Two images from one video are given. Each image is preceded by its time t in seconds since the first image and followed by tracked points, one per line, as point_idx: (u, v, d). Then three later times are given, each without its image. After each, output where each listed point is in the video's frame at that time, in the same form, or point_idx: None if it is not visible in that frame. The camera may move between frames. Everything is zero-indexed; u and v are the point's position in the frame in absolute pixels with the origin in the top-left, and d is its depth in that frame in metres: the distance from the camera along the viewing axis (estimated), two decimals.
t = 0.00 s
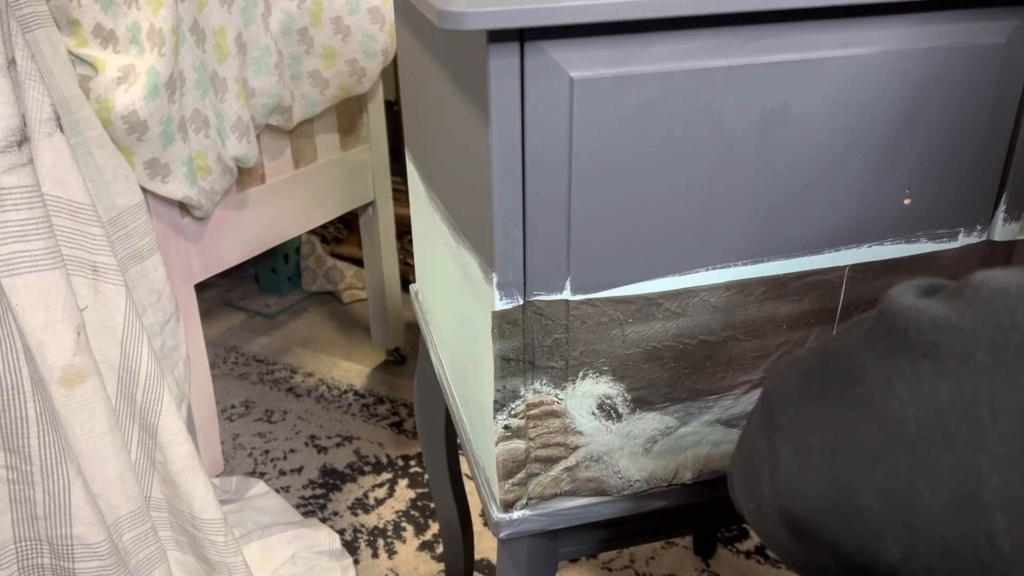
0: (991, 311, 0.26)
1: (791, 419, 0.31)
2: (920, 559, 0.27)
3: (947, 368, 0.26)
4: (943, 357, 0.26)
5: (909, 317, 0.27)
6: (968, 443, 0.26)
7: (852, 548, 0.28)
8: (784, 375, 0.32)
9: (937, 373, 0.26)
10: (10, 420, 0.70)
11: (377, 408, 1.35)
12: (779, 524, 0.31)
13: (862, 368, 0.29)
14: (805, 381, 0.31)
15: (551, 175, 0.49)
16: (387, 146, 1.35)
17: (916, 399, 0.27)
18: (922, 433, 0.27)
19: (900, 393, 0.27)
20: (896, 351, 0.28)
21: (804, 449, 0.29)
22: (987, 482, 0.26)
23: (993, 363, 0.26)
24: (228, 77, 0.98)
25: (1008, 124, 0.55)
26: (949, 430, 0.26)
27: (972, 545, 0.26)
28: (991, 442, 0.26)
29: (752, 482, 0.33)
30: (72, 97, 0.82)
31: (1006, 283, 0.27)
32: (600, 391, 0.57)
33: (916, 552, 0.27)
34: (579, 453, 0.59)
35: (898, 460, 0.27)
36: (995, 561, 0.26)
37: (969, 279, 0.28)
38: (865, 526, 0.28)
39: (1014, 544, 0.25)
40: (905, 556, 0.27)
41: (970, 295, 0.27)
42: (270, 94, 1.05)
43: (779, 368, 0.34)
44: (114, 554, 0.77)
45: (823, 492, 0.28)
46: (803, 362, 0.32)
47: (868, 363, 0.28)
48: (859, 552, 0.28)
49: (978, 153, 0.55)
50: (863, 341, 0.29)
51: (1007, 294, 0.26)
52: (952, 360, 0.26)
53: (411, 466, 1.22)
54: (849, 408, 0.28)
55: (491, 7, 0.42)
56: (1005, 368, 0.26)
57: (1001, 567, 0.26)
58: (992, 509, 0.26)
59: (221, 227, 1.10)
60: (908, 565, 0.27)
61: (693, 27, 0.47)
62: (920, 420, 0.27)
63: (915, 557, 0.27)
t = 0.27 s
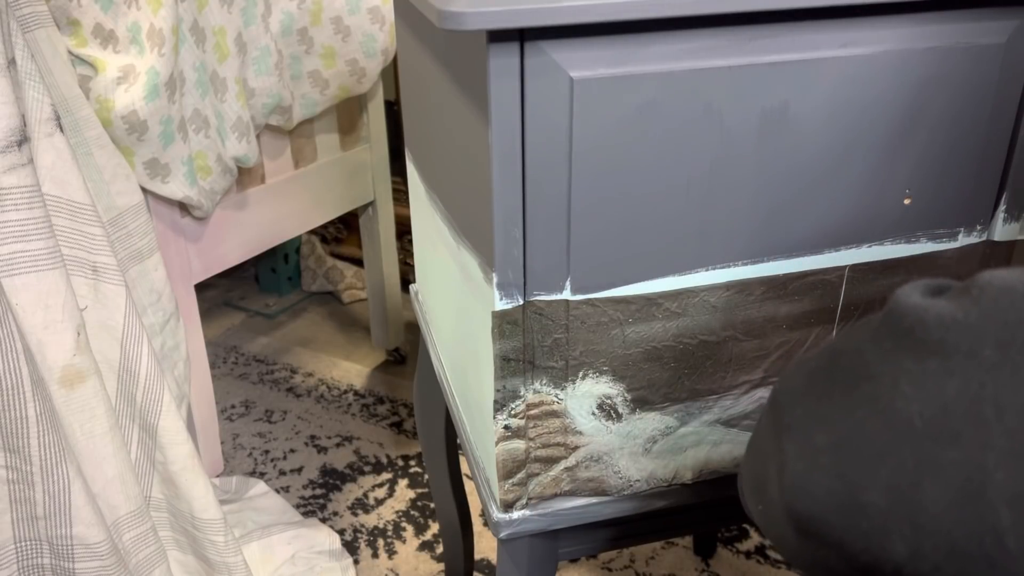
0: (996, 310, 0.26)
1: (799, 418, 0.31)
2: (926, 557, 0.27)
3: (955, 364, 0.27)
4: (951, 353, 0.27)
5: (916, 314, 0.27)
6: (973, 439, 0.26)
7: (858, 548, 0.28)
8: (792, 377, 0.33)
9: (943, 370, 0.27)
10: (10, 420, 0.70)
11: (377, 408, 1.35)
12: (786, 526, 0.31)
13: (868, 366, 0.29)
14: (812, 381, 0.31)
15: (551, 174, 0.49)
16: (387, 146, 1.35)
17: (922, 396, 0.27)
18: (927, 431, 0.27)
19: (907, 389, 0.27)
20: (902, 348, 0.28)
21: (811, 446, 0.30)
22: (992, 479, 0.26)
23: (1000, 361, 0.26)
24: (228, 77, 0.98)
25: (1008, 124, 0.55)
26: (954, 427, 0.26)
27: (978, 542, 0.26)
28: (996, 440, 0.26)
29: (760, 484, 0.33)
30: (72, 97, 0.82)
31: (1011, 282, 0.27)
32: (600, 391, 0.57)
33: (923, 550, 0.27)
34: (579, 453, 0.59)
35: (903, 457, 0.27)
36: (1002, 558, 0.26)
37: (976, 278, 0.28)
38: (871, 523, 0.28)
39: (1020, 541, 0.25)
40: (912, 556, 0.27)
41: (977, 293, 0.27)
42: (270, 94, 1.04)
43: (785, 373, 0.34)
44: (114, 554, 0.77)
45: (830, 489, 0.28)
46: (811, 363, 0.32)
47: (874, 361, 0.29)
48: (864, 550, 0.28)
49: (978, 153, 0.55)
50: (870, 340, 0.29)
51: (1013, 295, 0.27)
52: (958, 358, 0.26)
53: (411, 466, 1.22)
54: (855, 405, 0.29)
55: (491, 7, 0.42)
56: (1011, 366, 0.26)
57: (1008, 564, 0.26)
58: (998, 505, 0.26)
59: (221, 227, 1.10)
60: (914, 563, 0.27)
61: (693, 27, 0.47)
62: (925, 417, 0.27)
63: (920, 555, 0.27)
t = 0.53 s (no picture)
0: (998, 314, 0.26)
1: (800, 423, 0.33)
2: (932, 563, 0.27)
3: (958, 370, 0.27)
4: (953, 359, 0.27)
5: (918, 320, 0.28)
6: (977, 445, 0.26)
7: (864, 553, 0.29)
8: (794, 382, 0.34)
9: (946, 376, 0.27)
10: (10, 420, 0.70)
11: (377, 408, 1.35)
12: (788, 529, 0.33)
13: (873, 373, 0.30)
14: (813, 388, 0.33)
15: (551, 174, 0.49)
16: (387, 146, 1.35)
17: (926, 403, 0.27)
18: (932, 437, 0.27)
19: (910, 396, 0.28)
20: (905, 355, 0.28)
21: (816, 453, 0.31)
22: (998, 486, 0.26)
23: (1006, 366, 0.26)
24: (228, 77, 0.98)
25: (1007, 124, 0.55)
26: (958, 433, 0.27)
27: (983, 550, 0.26)
28: (1002, 446, 0.26)
29: (759, 488, 0.35)
30: (72, 97, 0.82)
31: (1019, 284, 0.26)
32: (600, 391, 0.57)
33: (928, 557, 0.27)
34: (579, 453, 0.59)
35: (908, 464, 0.28)
36: (1007, 567, 0.25)
37: (978, 281, 0.28)
38: (876, 529, 0.29)
39: None
40: (917, 561, 0.28)
41: (980, 297, 0.27)
42: (270, 94, 1.04)
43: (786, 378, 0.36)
44: (114, 553, 0.77)
45: (834, 494, 0.30)
46: (813, 368, 0.34)
47: (878, 368, 0.29)
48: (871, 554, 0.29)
49: (978, 153, 0.55)
50: (872, 347, 0.30)
51: (1018, 297, 0.26)
52: (961, 363, 0.27)
53: (411, 466, 1.22)
54: (858, 412, 0.30)
55: (491, 7, 0.42)
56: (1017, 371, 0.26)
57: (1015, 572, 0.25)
58: (1003, 512, 0.25)
59: (221, 227, 1.10)
60: (920, 569, 0.28)
61: (693, 28, 0.47)
62: (930, 423, 0.27)
63: (926, 561, 0.27)
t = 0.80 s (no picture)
0: (1006, 318, 0.26)
1: (803, 426, 0.32)
2: (937, 563, 0.27)
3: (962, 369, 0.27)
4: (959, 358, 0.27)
5: (922, 320, 0.28)
6: (983, 446, 0.26)
7: (866, 555, 0.29)
8: (797, 384, 0.34)
9: (951, 376, 0.27)
10: (10, 420, 0.70)
11: (377, 408, 1.35)
12: (791, 531, 0.33)
13: (875, 372, 0.30)
14: (814, 388, 0.33)
15: (552, 174, 0.49)
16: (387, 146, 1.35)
17: (930, 403, 0.27)
18: (936, 438, 0.27)
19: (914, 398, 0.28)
20: (909, 355, 0.28)
21: (818, 455, 0.31)
22: (1002, 488, 0.26)
23: (1012, 366, 0.26)
24: (228, 77, 0.98)
25: (1008, 124, 0.55)
26: (962, 434, 0.27)
27: (989, 550, 0.26)
28: (1008, 444, 0.26)
29: (761, 491, 0.35)
30: (72, 97, 0.82)
31: None
32: (600, 391, 0.57)
33: (933, 556, 0.27)
34: (580, 453, 0.59)
35: (910, 465, 0.28)
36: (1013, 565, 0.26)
37: (984, 284, 0.28)
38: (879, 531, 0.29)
39: None
40: (922, 561, 0.28)
41: (986, 297, 0.27)
42: (270, 94, 1.04)
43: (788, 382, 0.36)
44: (114, 553, 0.77)
45: (837, 497, 0.30)
46: (816, 370, 0.33)
47: (881, 369, 0.29)
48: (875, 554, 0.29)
49: (978, 153, 0.55)
50: (875, 347, 0.30)
51: None
52: (967, 362, 0.27)
53: (411, 466, 1.22)
54: (861, 413, 0.30)
55: (491, 7, 0.42)
56: None
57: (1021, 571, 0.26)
58: (1010, 513, 0.26)
59: (221, 227, 1.10)
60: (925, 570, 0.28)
61: (693, 28, 0.47)
62: (934, 424, 0.27)
63: (931, 561, 0.28)
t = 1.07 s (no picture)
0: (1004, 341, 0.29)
1: (805, 444, 0.36)
2: None
3: (963, 394, 0.29)
4: (958, 383, 0.29)
5: (920, 342, 0.30)
6: (984, 474, 0.29)
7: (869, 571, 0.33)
8: (798, 400, 0.38)
9: (953, 404, 0.29)
10: (10, 420, 0.70)
11: (377, 408, 1.35)
12: (794, 549, 0.36)
13: (878, 398, 0.32)
14: (815, 410, 0.36)
15: (552, 174, 0.49)
16: (387, 146, 1.35)
17: (932, 429, 0.30)
18: (938, 465, 0.30)
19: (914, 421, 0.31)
20: (908, 379, 0.31)
21: (822, 477, 0.34)
22: (1006, 520, 0.28)
23: (1011, 394, 0.28)
24: (228, 77, 0.98)
25: (1008, 124, 0.55)
26: (964, 463, 0.29)
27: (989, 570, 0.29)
28: (1009, 474, 0.28)
29: (767, 504, 0.39)
30: (72, 97, 0.82)
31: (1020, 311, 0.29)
32: (600, 391, 0.57)
33: None
34: (580, 453, 0.59)
35: (915, 492, 0.30)
36: None
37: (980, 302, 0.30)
38: (884, 553, 0.32)
39: None
40: None
41: (985, 322, 0.30)
42: (270, 94, 1.04)
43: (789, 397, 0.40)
44: (114, 554, 0.77)
45: (840, 517, 0.33)
46: (815, 390, 0.37)
47: (883, 392, 0.32)
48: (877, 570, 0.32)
49: (978, 153, 0.55)
50: (876, 369, 0.33)
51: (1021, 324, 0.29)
52: (966, 389, 0.29)
53: (411, 466, 1.22)
54: (863, 437, 0.33)
55: (491, 7, 0.42)
56: (1022, 400, 0.28)
57: None
58: (1010, 537, 0.28)
59: (221, 227, 1.10)
60: None
61: (693, 28, 0.47)
62: (936, 452, 0.30)
63: None
